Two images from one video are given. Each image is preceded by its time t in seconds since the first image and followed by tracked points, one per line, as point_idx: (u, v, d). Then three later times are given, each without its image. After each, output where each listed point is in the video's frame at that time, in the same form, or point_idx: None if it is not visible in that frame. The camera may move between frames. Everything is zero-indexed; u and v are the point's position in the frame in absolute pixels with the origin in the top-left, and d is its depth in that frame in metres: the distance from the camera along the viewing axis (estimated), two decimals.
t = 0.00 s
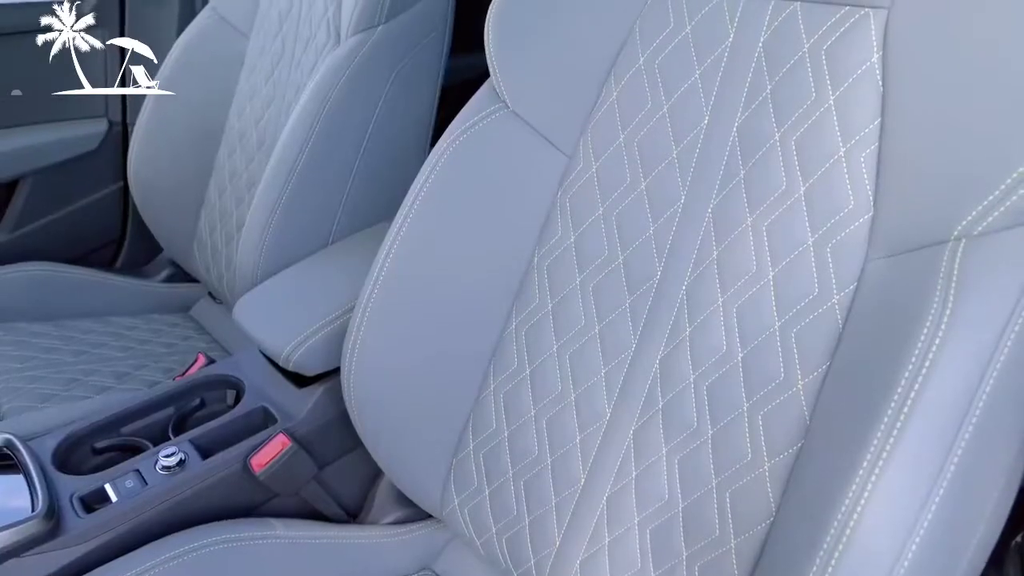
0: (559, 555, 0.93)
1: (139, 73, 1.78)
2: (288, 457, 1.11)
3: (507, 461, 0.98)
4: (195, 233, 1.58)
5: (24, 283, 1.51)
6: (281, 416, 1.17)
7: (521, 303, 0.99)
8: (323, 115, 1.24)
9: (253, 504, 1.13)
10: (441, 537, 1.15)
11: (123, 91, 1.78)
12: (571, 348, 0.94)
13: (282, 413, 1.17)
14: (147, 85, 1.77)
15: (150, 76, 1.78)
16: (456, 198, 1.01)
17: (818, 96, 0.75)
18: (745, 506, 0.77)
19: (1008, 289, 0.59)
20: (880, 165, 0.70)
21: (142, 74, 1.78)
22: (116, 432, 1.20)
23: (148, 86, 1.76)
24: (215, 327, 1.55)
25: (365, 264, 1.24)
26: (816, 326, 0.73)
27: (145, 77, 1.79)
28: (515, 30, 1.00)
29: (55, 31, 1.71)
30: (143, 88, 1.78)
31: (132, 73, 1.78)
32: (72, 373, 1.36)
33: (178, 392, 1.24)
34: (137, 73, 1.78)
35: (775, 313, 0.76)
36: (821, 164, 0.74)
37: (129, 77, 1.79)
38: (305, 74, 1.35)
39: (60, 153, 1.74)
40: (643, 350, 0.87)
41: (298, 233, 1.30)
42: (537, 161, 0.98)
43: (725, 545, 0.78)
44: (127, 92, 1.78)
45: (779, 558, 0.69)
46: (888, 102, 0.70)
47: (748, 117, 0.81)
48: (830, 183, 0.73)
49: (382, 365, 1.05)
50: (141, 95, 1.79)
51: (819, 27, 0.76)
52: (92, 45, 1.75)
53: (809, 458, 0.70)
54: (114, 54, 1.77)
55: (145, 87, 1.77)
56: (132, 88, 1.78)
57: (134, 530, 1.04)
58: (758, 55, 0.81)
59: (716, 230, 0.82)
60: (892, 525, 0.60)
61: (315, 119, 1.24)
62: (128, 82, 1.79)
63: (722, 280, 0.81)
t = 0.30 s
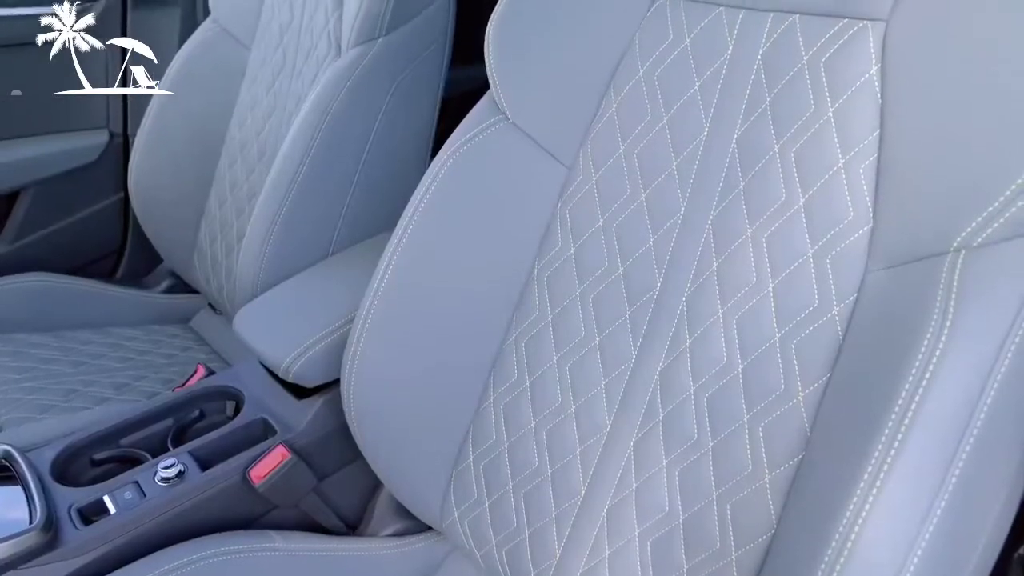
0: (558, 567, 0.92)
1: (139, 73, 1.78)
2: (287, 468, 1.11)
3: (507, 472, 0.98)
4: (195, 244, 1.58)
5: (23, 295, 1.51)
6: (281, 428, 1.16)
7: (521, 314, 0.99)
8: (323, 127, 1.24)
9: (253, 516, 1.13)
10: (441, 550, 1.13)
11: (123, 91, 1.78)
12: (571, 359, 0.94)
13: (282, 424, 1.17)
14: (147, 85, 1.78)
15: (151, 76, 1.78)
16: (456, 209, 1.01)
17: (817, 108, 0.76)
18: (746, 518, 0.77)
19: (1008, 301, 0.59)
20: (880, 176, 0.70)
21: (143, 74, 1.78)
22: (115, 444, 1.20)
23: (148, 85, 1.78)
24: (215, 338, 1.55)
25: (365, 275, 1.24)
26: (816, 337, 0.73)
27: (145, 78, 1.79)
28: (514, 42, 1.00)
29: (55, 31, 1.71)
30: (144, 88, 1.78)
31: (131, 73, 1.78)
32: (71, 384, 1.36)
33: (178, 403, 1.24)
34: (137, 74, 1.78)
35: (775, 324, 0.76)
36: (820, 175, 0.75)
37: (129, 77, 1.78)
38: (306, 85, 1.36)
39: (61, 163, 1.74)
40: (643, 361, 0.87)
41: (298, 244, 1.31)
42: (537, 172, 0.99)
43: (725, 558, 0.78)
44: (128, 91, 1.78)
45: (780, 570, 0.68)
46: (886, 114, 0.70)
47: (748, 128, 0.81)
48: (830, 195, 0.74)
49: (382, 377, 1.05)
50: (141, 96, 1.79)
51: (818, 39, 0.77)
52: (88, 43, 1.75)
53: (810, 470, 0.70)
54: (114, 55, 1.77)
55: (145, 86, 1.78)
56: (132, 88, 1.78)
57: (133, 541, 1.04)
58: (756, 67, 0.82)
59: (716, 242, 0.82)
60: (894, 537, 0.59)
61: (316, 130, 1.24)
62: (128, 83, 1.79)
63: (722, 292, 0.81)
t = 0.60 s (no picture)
0: None
1: (139, 74, 1.79)
2: (287, 481, 1.10)
3: (507, 486, 0.98)
4: (195, 257, 1.58)
5: (24, 308, 1.51)
6: (280, 441, 1.16)
7: (520, 328, 0.99)
8: (324, 140, 1.25)
9: (252, 530, 1.12)
10: (441, 563, 1.13)
11: (122, 91, 1.78)
12: (572, 372, 0.94)
13: (281, 437, 1.17)
14: (147, 85, 1.80)
15: (151, 76, 1.79)
16: (456, 223, 1.01)
17: (816, 121, 0.76)
18: (747, 532, 0.76)
19: (1009, 314, 0.59)
20: (879, 189, 0.70)
21: (143, 75, 1.79)
22: (114, 457, 1.19)
23: (148, 86, 1.79)
24: (214, 351, 1.54)
25: (365, 288, 1.24)
26: (817, 350, 0.73)
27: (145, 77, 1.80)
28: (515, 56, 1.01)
29: (55, 31, 1.69)
30: (144, 88, 1.79)
31: (131, 74, 1.79)
32: (71, 396, 1.36)
33: (177, 417, 1.24)
34: (137, 74, 1.79)
35: (776, 337, 0.76)
36: (820, 188, 0.75)
37: (128, 77, 1.79)
38: (306, 99, 1.36)
39: (62, 176, 1.74)
40: (643, 374, 0.87)
41: (298, 257, 1.31)
42: (537, 186, 0.99)
43: (726, 573, 0.78)
44: (130, 92, 1.78)
45: None
46: (885, 128, 0.71)
47: (747, 142, 0.82)
48: (830, 208, 0.74)
49: (382, 390, 1.05)
50: (141, 96, 1.80)
51: (817, 53, 0.77)
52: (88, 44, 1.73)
53: (811, 484, 0.70)
54: (114, 56, 1.76)
55: (145, 86, 1.79)
56: (132, 89, 1.79)
57: (131, 555, 1.03)
58: (755, 82, 0.82)
59: (716, 255, 0.82)
60: (896, 551, 0.59)
61: (316, 143, 1.24)
62: (127, 83, 1.79)
63: (721, 305, 0.81)
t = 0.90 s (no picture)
0: None
1: (139, 73, 1.78)
2: (286, 494, 1.10)
3: (507, 498, 0.98)
4: (195, 269, 1.58)
5: (23, 319, 1.50)
6: (279, 453, 1.16)
7: (521, 339, 0.99)
8: (324, 152, 1.25)
9: (251, 543, 1.12)
10: None
11: (122, 91, 1.77)
12: (572, 384, 0.93)
13: (280, 450, 1.16)
14: (147, 85, 1.79)
15: (151, 76, 1.79)
16: (455, 234, 1.01)
17: (816, 133, 0.76)
18: (748, 545, 0.76)
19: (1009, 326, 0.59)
20: (879, 200, 0.71)
21: (143, 76, 1.79)
22: (112, 469, 1.19)
23: (148, 85, 1.79)
24: (214, 362, 1.54)
25: (365, 300, 1.24)
26: (817, 362, 0.73)
27: (145, 77, 1.80)
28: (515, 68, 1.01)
29: (55, 31, 1.68)
30: (144, 88, 1.79)
31: (131, 73, 1.78)
32: (70, 408, 1.35)
33: (176, 429, 1.23)
34: (137, 74, 1.78)
35: (776, 349, 0.76)
36: (819, 201, 0.75)
37: (128, 77, 1.78)
38: (307, 111, 1.36)
39: (63, 188, 1.75)
40: (643, 386, 0.87)
41: (298, 269, 1.31)
42: (538, 198, 0.99)
43: None
44: (131, 92, 1.78)
45: None
46: (884, 140, 0.71)
47: (747, 153, 0.82)
48: (830, 220, 0.74)
49: (382, 402, 1.04)
50: (141, 96, 1.79)
51: (816, 65, 0.77)
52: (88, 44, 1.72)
53: (812, 497, 0.69)
54: (113, 55, 1.75)
55: (145, 86, 1.79)
56: (132, 88, 1.78)
57: (130, 568, 1.03)
58: (755, 94, 0.83)
59: (716, 267, 0.82)
60: (898, 565, 0.59)
61: (316, 155, 1.25)
62: (127, 83, 1.78)
63: (721, 317, 0.81)
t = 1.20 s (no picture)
0: None
1: (139, 73, 1.77)
2: (285, 508, 1.09)
3: (507, 513, 0.97)
4: (195, 282, 1.58)
5: (23, 332, 1.50)
6: (279, 467, 1.15)
7: (521, 353, 1.00)
8: (325, 166, 1.25)
9: (250, 557, 1.12)
10: None
11: (123, 91, 1.76)
12: (572, 398, 0.93)
13: (280, 463, 1.16)
14: (147, 85, 1.78)
15: (151, 76, 1.78)
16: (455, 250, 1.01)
17: (815, 148, 0.77)
18: (750, 560, 0.76)
19: (1011, 341, 0.59)
20: (879, 214, 0.71)
21: (143, 76, 1.77)
22: (111, 483, 1.19)
23: (148, 85, 1.78)
24: (214, 376, 1.54)
25: (365, 313, 1.24)
26: (816, 376, 0.73)
27: (145, 77, 1.78)
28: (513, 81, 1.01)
29: (55, 31, 1.69)
30: (144, 88, 1.78)
31: (132, 74, 1.77)
32: (69, 422, 1.35)
33: (176, 442, 1.23)
34: (137, 74, 1.77)
35: (777, 362, 0.76)
36: (819, 215, 0.75)
37: (129, 77, 1.77)
38: (307, 125, 1.37)
39: (63, 202, 1.75)
40: (644, 399, 0.87)
41: (298, 282, 1.31)
42: (538, 212, 0.99)
43: None
44: (131, 92, 1.77)
45: None
46: (882, 154, 0.71)
47: (747, 166, 0.83)
48: (829, 233, 0.74)
49: (382, 416, 1.02)
50: (141, 96, 1.78)
51: (815, 79, 0.78)
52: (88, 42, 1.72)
53: (814, 513, 0.69)
54: (113, 56, 1.75)
55: (145, 86, 1.78)
56: (131, 88, 1.77)
57: None
58: (754, 108, 0.83)
59: (716, 280, 0.83)
60: None
61: (316, 169, 1.25)
62: (127, 83, 1.78)
63: (722, 331, 0.81)
